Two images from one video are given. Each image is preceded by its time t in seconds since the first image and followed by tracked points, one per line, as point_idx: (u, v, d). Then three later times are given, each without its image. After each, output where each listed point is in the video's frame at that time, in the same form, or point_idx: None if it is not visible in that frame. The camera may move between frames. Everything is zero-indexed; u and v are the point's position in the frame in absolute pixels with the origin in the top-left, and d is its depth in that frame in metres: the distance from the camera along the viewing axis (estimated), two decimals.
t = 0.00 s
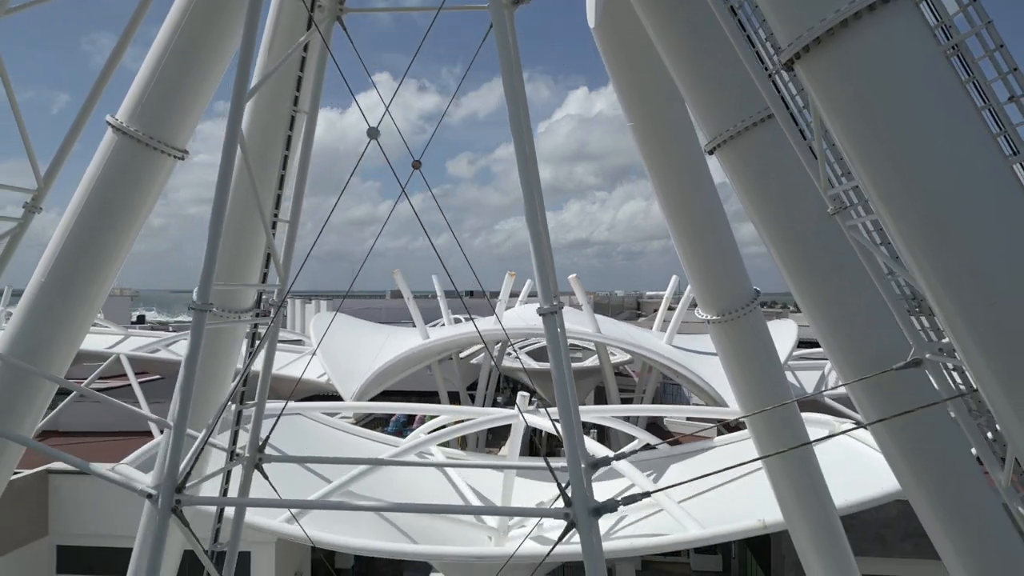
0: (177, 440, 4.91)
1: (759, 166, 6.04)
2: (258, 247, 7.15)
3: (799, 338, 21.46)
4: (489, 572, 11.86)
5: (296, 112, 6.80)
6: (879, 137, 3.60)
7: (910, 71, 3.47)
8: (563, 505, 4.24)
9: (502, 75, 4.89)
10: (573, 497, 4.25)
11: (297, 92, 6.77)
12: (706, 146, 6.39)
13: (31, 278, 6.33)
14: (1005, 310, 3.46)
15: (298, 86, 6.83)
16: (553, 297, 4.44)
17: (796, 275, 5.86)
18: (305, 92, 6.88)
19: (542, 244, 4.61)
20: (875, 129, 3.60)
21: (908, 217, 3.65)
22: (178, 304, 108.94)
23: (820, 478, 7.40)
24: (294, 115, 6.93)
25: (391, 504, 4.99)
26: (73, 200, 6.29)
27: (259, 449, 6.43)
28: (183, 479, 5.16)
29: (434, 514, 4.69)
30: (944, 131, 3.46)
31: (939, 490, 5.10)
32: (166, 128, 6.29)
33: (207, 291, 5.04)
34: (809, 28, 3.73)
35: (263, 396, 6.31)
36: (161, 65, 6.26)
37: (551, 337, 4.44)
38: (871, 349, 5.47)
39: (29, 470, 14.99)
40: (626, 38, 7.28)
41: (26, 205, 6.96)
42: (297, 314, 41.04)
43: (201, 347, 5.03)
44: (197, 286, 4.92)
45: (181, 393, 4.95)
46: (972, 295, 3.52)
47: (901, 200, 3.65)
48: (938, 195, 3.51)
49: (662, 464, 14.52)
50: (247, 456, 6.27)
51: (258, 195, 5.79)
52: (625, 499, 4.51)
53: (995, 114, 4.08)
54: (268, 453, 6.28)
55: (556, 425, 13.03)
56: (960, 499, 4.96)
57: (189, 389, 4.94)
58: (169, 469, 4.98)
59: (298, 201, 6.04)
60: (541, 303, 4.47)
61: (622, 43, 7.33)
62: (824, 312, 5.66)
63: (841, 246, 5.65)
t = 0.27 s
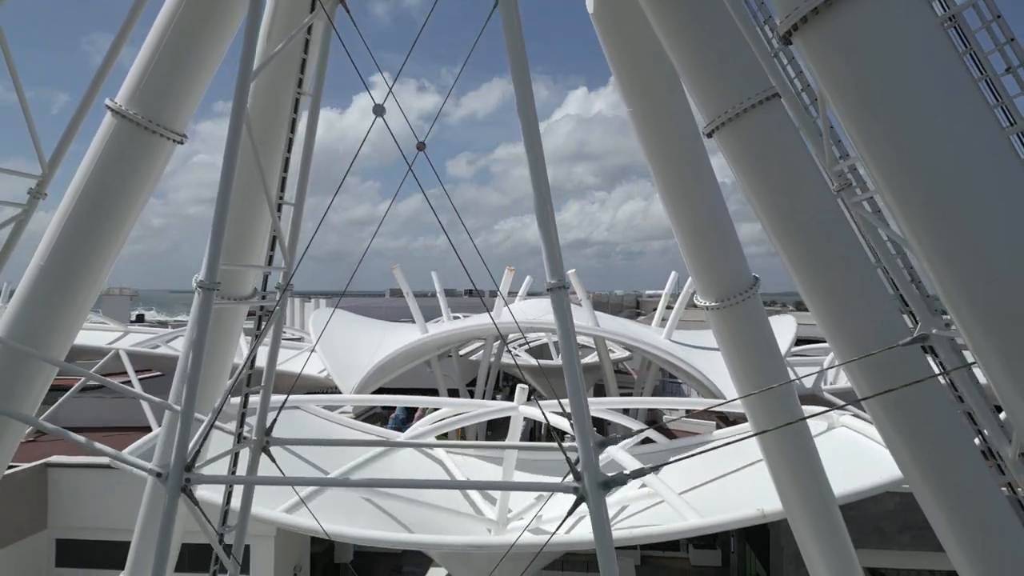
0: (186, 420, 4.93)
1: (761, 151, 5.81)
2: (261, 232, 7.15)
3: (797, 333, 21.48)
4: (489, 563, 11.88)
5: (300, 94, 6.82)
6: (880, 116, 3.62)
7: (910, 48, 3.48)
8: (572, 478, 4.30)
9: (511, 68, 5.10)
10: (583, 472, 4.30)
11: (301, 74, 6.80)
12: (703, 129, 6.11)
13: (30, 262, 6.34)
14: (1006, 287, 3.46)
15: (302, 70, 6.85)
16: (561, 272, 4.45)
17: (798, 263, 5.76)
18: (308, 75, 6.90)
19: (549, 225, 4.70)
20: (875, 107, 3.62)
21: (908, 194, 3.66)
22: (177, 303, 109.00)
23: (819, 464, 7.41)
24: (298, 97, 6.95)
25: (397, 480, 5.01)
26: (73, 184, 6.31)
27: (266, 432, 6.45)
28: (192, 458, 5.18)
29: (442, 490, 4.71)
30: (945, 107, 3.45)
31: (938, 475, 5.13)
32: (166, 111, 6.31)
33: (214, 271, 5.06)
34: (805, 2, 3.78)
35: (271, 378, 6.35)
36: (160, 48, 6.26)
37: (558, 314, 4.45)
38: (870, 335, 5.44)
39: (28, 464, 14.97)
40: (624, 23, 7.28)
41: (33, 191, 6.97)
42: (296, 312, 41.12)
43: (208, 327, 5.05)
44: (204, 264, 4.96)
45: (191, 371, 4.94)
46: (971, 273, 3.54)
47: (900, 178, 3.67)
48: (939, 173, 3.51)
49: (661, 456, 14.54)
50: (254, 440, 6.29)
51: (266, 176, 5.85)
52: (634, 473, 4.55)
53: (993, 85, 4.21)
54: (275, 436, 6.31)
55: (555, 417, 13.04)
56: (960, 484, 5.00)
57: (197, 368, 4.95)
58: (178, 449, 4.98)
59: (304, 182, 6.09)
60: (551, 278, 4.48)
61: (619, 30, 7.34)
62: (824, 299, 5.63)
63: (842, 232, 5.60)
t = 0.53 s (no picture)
0: (195, 397, 4.94)
1: (761, 135, 5.72)
2: (262, 215, 7.17)
3: (797, 329, 21.50)
4: (489, 553, 11.91)
5: (305, 75, 6.81)
6: (885, 103, 3.51)
7: (912, 31, 3.39)
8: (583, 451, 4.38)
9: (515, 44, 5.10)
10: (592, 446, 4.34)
11: (306, 55, 6.79)
12: (702, 111, 5.99)
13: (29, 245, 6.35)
14: (1017, 278, 3.34)
15: (306, 50, 6.84)
16: (567, 244, 4.47)
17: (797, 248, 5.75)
18: (313, 56, 6.90)
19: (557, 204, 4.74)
20: (879, 94, 3.51)
21: (914, 182, 3.53)
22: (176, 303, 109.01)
23: (818, 447, 7.44)
24: (302, 79, 6.94)
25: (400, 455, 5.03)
26: (72, 166, 6.33)
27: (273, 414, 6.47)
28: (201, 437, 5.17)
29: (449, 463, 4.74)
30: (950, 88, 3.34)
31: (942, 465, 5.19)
32: (166, 94, 6.31)
33: (220, 248, 5.07)
34: None
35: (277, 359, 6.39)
36: (160, 30, 6.26)
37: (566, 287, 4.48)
38: (870, 318, 5.53)
39: (27, 457, 14.95)
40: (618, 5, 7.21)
41: (35, 176, 6.97)
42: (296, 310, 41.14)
43: (216, 305, 5.07)
44: (211, 242, 4.97)
45: (197, 348, 4.95)
46: (976, 255, 3.41)
47: (905, 165, 3.54)
48: (943, 159, 3.41)
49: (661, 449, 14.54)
50: (261, 421, 6.31)
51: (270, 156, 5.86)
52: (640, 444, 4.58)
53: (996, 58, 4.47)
54: (281, 418, 6.34)
55: (554, 408, 13.05)
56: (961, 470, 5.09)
57: (204, 345, 4.94)
58: (187, 425, 4.97)
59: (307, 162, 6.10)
60: (557, 251, 4.49)
61: (614, 12, 7.27)
62: (822, 283, 5.66)
63: (840, 215, 5.59)
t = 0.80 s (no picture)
0: (203, 371, 4.94)
1: (759, 116, 5.73)
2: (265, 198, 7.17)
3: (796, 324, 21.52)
4: (489, 544, 11.89)
5: (309, 54, 6.81)
6: (892, 93, 3.36)
7: (913, 21, 3.25)
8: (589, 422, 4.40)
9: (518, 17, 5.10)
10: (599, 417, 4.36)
11: (309, 34, 6.80)
12: (700, 93, 6.00)
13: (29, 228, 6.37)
14: (1021, 267, 3.26)
15: (310, 30, 6.85)
16: (573, 216, 4.52)
17: (796, 232, 5.77)
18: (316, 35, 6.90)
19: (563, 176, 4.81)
20: (878, 71, 3.38)
21: (921, 174, 3.42)
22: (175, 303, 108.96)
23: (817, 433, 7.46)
24: (306, 59, 6.95)
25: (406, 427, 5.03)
26: (72, 148, 6.36)
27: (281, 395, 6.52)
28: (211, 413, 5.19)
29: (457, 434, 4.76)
30: (956, 78, 3.21)
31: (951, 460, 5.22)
32: (164, 75, 6.32)
33: (227, 224, 5.05)
34: None
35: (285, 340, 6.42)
36: (159, 11, 6.26)
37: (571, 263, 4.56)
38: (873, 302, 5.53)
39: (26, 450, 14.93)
40: None
41: (43, 158, 6.95)
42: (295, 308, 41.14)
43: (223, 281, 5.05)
44: (218, 217, 4.98)
45: (207, 324, 4.97)
46: (979, 233, 3.31)
47: (911, 156, 3.42)
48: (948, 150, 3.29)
49: (660, 441, 14.55)
50: (270, 402, 6.36)
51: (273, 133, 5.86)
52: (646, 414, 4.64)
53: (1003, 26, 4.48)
54: (290, 399, 6.40)
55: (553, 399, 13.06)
56: (963, 461, 5.15)
57: (212, 318, 4.95)
58: (195, 401, 4.96)
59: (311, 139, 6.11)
60: (563, 222, 4.55)
61: None
62: (822, 267, 5.73)
63: (838, 197, 5.62)
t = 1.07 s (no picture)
0: (212, 344, 4.99)
1: (757, 95, 5.73)
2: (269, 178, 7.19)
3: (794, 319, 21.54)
4: (487, 534, 11.91)
5: (313, 33, 6.83)
6: (891, 65, 3.34)
7: None
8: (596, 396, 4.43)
9: None
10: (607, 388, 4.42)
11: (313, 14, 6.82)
12: (698, 74, 6.04)
13: (28, 210, 6.38)
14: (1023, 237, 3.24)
15: (314, 9, 6.86)
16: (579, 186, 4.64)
17: (795, 212, 5.76)
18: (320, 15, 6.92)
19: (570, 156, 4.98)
20: (876, 43, 3.37)
21: (927, 160, 3.40)
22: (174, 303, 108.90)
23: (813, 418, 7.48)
24: (310, 38, 6.96)
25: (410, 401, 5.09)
26: (71, 129, 6.37)
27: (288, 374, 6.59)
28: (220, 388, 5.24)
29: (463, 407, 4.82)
30: (954, 49, 3.19)
31: (957, 457, 5.47)
32: (162, 56, 6.33)
33: (234, 200, 5.08)
34: None
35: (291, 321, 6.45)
36: None
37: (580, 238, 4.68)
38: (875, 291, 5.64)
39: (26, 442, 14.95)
40: None
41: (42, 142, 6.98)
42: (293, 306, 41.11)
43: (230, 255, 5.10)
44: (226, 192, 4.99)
45: (217, 299, 5.01)
46: (978, 204, 3.29)
47: (916, 140, 3.40)
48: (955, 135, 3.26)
49: (659, 433, 14.57)
50: (277, 382, 6.44)
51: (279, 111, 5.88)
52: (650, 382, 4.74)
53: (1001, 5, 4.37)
54: (296, 379, 6.55)
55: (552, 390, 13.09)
56: (967, 458, 5.40)
57: (220, 292, 5.02)
58: (205, 373, 5.01)
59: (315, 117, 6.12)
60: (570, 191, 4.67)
61: None
62: (821, 248, 5.72)
63: (836, 176, 5.62)
